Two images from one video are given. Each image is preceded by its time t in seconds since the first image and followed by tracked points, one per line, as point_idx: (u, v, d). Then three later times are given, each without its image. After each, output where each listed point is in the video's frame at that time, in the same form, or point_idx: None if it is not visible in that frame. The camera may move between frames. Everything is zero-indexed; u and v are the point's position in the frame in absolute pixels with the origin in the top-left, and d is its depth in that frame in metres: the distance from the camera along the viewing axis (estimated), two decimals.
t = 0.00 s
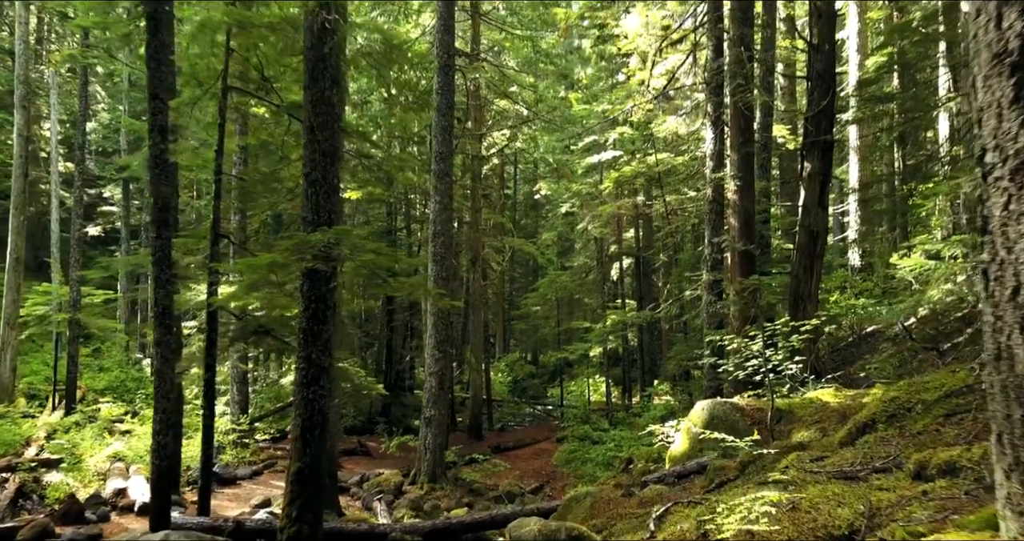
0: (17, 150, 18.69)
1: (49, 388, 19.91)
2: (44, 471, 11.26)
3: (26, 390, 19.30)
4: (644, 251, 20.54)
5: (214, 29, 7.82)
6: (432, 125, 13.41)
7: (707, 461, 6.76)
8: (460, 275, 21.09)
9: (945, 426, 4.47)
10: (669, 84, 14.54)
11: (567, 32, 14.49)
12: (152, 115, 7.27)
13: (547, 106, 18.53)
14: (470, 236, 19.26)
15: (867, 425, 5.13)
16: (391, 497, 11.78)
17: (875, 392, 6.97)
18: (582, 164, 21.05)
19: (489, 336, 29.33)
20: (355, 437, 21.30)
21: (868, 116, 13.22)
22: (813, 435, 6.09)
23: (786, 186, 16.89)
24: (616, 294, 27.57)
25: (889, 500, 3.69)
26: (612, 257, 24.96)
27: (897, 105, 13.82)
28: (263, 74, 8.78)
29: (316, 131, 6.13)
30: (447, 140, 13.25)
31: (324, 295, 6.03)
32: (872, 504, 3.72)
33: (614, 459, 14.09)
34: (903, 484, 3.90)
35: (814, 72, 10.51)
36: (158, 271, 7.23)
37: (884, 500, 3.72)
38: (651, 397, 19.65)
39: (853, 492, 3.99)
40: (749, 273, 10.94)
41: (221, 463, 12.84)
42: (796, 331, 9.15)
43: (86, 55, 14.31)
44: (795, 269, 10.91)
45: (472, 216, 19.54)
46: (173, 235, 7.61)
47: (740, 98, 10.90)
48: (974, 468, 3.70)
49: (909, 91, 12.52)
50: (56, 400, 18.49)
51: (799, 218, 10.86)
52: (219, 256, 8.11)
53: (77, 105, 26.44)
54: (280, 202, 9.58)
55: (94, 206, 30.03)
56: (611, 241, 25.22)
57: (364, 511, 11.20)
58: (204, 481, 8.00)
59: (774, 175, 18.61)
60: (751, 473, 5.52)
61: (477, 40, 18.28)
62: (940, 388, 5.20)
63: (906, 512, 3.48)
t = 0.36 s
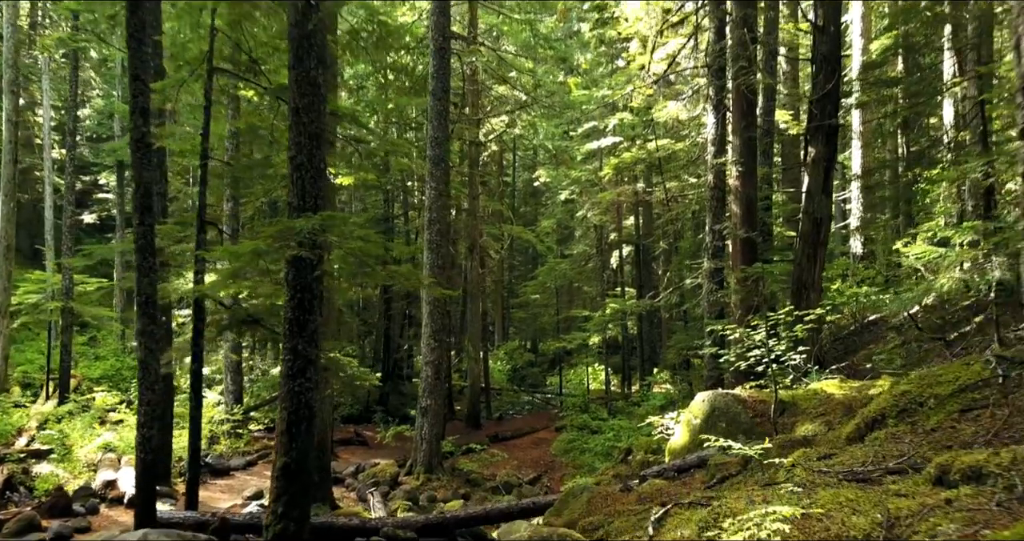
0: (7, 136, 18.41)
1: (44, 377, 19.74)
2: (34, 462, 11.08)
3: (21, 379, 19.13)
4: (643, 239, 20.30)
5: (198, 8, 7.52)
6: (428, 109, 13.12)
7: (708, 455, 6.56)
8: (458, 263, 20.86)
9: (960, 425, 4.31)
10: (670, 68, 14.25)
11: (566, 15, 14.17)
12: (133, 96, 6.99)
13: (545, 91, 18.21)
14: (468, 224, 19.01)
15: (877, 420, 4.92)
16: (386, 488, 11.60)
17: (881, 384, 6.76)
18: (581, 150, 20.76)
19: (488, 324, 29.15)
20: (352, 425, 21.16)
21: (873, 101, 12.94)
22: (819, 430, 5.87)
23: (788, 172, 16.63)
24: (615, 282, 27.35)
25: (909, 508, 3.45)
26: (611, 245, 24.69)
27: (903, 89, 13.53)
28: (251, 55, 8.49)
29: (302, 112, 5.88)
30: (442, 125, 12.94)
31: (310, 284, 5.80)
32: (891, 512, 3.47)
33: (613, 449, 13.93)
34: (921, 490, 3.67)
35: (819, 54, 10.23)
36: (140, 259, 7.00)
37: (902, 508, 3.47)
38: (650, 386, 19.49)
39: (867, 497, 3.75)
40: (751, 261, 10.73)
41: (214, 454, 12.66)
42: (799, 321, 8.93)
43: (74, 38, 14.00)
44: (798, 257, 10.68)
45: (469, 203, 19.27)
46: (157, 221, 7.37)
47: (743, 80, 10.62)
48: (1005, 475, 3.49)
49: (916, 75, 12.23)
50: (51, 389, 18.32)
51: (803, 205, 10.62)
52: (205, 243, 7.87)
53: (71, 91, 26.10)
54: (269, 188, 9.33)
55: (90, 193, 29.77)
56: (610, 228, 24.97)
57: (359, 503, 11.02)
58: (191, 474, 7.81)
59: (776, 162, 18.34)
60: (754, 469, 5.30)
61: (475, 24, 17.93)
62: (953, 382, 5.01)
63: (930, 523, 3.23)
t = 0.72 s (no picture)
0: None
1: (37, 366, 19.56)
2: (23, 455, 10.89)
3: (14, 368, 18.95)
4: (644, 227, 20.09)
5: None
6: (423, 95, 12.83)
7: (708, 449, 6.39)
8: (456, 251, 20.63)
9: (976, 422, 4.09)
10: (671, 52, 13.96)
11: None
12: (114, 79, 6.73)
13: (544, 77, 17.93)
14: (465, 212, 18.79)
15: (885, 417, 4.72)
16: (382, 480, 11.43)
17: (888, 376, 6.55)
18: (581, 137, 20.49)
19: (487, 313, 28.97)
20: (349, 415, 21.00)
21: (878, 86, 12.67)
22: (824, 426, 5.65)
23: (790, 159, 16.39)
24: (615, 271, 27.15)
25: (931, 519, 3.14)
26: (611, 233, 24.46)
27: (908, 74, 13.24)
28: (239, 38, 8.23)
29: (288, 95, 5.64)
30: (438, 110, 12.66)
31: (297, 273, 5.58)
32: (910, 523, 3.16)
33: (612, 440, 13.78)
34: (942, 497, 3.38)
35: (824, 37, 9.97)
36: (123, 248, 6.78)
37: (922, 517, 3.19)
38: (650, 375, 19.33)
39: (883, 505, 3.45)
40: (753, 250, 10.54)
41: (208, 445, 12.49)
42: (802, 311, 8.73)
43: (62, 21, 13.71)
44: (801, 245, 10.46)
45: (467, 191, 19.02)
46: (141, 209, 7.14)
47: (745, 64, 10.36)
48: None
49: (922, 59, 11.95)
50: (45, 378, 18.15)
51: (806, 192, 10.38)
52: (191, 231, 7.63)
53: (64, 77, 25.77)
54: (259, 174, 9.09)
55: (85, 180, 29.50)
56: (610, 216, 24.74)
57: (353, 495, 10.86)
58: (178, 469, 7.60)
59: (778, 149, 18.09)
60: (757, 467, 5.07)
61: (472, 8, 17.62)
62: (966, 375, 4.80)
63: (955, 536, 2.93)
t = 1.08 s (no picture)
0: None
1: (30, 354, 19.33)
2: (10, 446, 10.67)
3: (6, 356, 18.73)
4: (644, 214, 19.83)
5: None
6: (418, 78, 12.48)
7: (709, 444, 6.18)
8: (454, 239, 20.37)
9: (998, 422, 3.84)
10: (672, 34, 13.62)
11: None
12: (91, 59, 6.41)
13: (543, 60, 17.58)
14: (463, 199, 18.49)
15: (898, 414, 4.49)
16: (376, 472, 11.23)
17: (897, 368, 6.33)
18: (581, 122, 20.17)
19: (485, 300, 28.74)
20: (346, 403, 20.81)
21: (884, 69, 12.36)
22: (831, 421, 5.43)
23: (792, 144, 16.08)
24: (615, 258, 26.91)
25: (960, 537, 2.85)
26: (611, 219, 24.18)
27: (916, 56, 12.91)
28: (224, 16, 7.90)
29: (269, 74, 5.35)
30: (433, 94, 12.30)
31: (281, 262, 5.33)
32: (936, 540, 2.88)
33: (610, 430, 13.59)
34: (971, 511, 3.10)
35: (830, 18, 9.67)
36: (103, 235, 6.48)
37: (946, 528, 2.95)
38: (650, 364, 19.14)
39: (905, 518, 3.17)
40: (756, 238, 10.31)
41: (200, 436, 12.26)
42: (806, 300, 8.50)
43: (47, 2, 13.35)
44: (804, 232, 10.21)
45: (464, 177, 18.71)
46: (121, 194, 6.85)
47: (748, 45, 10.05)
48: None
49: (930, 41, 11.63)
50: (37, 367, 17.92)
51: (810, 178, 10.12)
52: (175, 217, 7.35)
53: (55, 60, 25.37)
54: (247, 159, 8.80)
55: (78, 166, 29.16)
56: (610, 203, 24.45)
57: (347, 487, 10.67)
58: (163, 463, 7.37)
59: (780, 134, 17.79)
60: (762, 464, 4.85)
61: None
62: (982, 369, 4.56)
63: None
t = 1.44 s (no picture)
0: None
1: (22, 342, 19.10)
2: None
3: None
4: (644, 201, 19.56)
5: None
6: (413, 60, 12.15)
7: (710, 439, 5.96)
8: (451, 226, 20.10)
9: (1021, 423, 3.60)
10: (673, 16, 13.27)
11: None
12: (66, 37, 6.08)
13: (542, 44, 17.23)
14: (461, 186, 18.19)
15: (911, 414, 4.26)
16: (371, 463, 11.03)
17: (905, 360, 6.11)
18: (580, 108, 19.84)
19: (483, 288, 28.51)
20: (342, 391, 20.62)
21: (891, 53, 12.05)
22: (838, 417, 5.21)
23: (795, 130, 15.77)
24: (614, 246, 26.67)
25: None
26: (611, 206, 23.88)
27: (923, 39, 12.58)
28: None
29: (249, 52, 5.06)
30: (428, 77, 11.96)
31: (262, 250, 5.08)
32: None
33: (609, 421, 13.41)
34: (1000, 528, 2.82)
35: None
36: (80, 222, 6.18)
37: None
38: (649, 352, 18.95)
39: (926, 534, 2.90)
40: (759, 226, 10.06)
41: (191, 427, 12.05)
42: (810, 290, 8.26)
43: None
44: (808, 219, 9.96)
45: (461, 163, 18.41)
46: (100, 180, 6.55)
47: (752, 26, 9.74)
48: None
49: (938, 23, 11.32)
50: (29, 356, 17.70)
51: (815, 163, 9.84)
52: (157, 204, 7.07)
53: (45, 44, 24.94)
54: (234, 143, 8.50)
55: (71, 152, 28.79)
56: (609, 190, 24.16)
57: (340, 479, 10.48)
58: (147, 458, 7.14)
59: (783, 118, 17.47)
60: (767, 463, 4.63)
61: None
62: (1000, 365, 4.32)
63: None
